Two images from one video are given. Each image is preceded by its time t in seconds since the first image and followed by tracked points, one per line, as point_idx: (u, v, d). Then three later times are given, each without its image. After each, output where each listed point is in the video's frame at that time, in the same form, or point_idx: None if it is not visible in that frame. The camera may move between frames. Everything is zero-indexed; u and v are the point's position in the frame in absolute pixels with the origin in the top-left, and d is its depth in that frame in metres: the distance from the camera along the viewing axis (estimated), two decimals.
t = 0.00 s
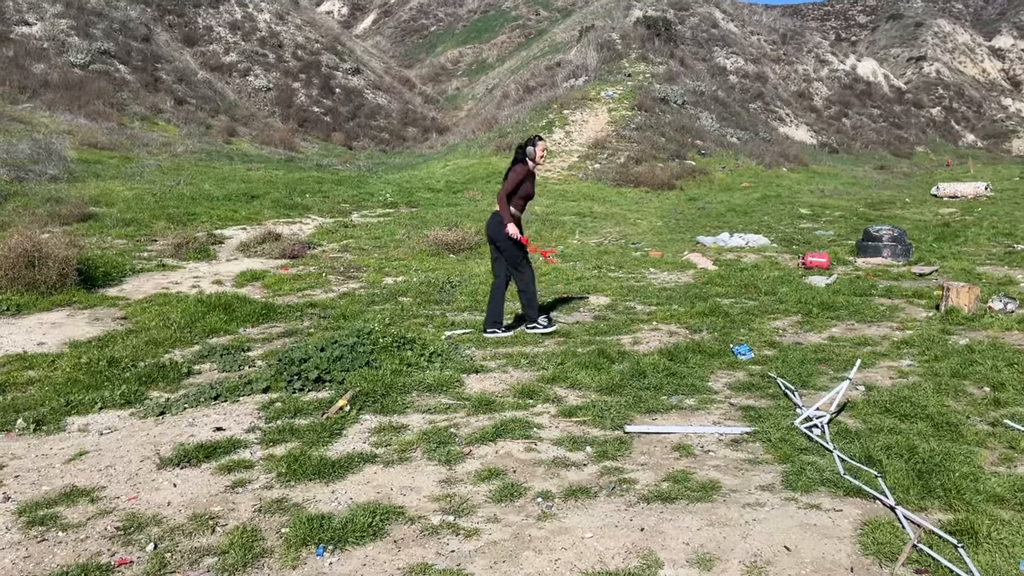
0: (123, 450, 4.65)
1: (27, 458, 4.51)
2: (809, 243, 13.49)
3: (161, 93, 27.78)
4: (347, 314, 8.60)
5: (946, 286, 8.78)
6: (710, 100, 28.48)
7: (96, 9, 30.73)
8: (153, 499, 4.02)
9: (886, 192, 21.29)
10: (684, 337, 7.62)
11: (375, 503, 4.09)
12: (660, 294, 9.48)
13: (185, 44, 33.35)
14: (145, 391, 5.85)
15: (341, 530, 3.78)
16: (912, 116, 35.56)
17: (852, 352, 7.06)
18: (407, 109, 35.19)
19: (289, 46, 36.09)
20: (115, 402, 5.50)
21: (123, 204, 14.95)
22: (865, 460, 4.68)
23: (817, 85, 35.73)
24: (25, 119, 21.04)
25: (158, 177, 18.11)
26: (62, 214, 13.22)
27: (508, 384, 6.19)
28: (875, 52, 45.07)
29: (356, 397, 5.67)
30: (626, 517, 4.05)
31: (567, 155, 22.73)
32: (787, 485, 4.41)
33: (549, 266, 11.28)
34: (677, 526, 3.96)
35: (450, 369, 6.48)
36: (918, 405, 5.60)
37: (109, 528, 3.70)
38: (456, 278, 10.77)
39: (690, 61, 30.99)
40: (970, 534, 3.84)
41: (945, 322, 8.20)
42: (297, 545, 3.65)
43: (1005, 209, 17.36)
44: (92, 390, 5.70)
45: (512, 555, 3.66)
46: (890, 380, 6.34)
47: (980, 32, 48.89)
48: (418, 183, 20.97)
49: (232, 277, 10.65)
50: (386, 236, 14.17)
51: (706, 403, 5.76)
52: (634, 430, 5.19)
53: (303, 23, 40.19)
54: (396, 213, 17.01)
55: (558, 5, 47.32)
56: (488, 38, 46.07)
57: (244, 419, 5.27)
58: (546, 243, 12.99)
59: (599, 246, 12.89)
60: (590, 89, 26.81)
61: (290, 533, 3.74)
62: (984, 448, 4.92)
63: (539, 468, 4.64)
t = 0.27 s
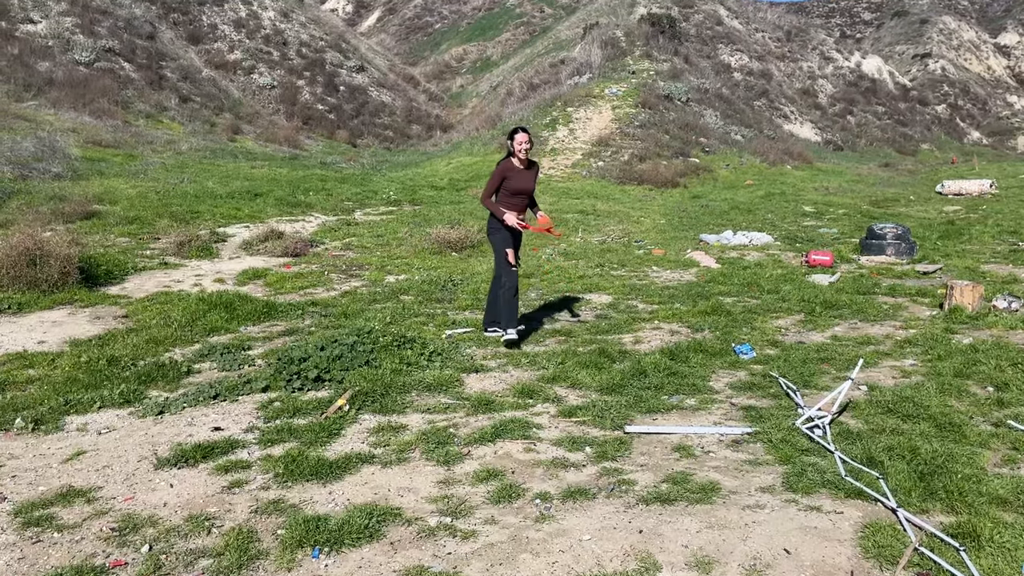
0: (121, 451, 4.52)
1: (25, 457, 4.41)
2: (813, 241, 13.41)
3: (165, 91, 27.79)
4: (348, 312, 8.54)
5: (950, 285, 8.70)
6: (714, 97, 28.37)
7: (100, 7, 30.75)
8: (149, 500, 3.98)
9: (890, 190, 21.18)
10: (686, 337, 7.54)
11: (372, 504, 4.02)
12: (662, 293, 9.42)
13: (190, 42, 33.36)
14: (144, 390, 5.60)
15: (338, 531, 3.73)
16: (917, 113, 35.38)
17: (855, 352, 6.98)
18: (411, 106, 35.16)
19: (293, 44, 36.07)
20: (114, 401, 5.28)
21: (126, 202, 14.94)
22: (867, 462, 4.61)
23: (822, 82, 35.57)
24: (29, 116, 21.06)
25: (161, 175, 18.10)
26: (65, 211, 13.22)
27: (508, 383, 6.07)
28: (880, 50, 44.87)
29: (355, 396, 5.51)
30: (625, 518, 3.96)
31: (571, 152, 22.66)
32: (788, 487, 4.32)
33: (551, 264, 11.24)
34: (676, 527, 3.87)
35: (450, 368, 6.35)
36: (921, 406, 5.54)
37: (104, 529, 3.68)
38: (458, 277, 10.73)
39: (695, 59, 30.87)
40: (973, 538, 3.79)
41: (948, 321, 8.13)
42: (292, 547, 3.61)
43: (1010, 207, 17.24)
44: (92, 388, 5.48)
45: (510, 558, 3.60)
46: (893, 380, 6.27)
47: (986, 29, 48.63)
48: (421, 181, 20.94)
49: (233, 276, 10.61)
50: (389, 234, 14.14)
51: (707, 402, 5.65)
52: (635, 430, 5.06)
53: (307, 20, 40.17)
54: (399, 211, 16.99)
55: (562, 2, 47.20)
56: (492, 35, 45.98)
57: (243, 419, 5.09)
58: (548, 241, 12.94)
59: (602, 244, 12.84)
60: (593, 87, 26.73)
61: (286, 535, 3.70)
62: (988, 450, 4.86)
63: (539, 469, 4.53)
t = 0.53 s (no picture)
0: (122, 449, 4.52)
1: (26, 455, 4.40)
2: (817, 239, 13.36)
3: (169, 88, 27.81)
4: (350, 310, 8.50)
5: (954, 283, 8.64)
6: (718, 94, 28.27)
7: (104, 4, 30.77)
8: (149, 499, 3.97)
9: (894, 187, 21.09)
10: (688, 335, 7.50)
11: (372, 504, 4.00)
12: (665, 291, 9.38)
13: (194, 39, 33.37)
14: (145, 388, 5.58)
15: (338, 531, 3.72)
16: (922, 110, 35.22)
17: (859, 350, 6.93)
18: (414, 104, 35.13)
19: (297, 42, 36.05)
20: (115, 400, 5.26)
21: (130, 200, 14.95)
22: (870, 462, 4.57)
23: (826, 79, 35.43)
24: (33, 114, 21.09)
25: (165, 173, 18.11)
26: (69, 209, 13.23)
27: (509, 382, 6.02)
28: (885, 46, 44.68)
29: (356, 394, 5.48)
30: (626, 518, 3.93)
31: (574, 150, 22.61)
32: (791, 487, 4.28)
33: (554, 262, 11.21)
34: (678, 528, 3.84)
35: (451, 366, 6.32)
36: (925, 405, 5.50)
37: (104, 529, 3.68)
38: (461, 275, 10.70)
39: (699, 56, 30.76)
40: (976, 539, 3.76)
41: (952, 319, 8.08)
42: (292, 547, 3.60)
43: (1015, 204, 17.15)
44: (93, 386, 5.48)
45: (510, 558, 3.58)
46: (896, 379, 6.23)
47: (992, 26, 48.37)
48: (424, 178, 20.92)
49: (236, 274, 10.61)
50: (392, 231, 14.13)
51: (709, 401, 5.61)
52: (637, 429, 5.01)
53: (311, 18, 40.15)
54: (402, 208, 16.98)
55: None
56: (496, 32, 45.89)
57: (244, 418, 5.07)
58: (551, 239, 12.92)
59: (605, 242, 12.80)
60: (597, 84, 26.66)
61: (286, 534, 3.69)
62: (992, 450, 4.83)
63: (540, 468, 4.48)
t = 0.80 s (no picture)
0: (123, 447, 4.50)
1: (26, 454, 4.39)
2: (819, 236, 13.32)
3: (171, 86, 27.81)
4: (352, 308, 8.49)
5: (957, 281, 8.61)
6: (721, 92, 28.20)
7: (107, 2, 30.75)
8: (150, 497, 3.96)
9: (898, 184, 21.03)
10: (691, 333, 7.47)
11: (374, 502, 3.99)
12: (667, 289, 9.35)
13: (196, 37, 33.36)
14: (147, 386, 5.56)
15: (339, 530, 3.70)
16: (925, 107, 35.10)
17: (861, 348, 6.91)
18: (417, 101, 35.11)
19: (299, 39, 36.02)
20: (116, 397, 5.24)
21: (132, 197, 14.95)
22: (873, 461, 4.54)
23: (829, 76, 35.33)
24: (36, 112, 21.11)
25: (167, 171, 18.12)
26: (71, 207, 13.23)
27: (511, 380, 6.00)
28: (888, 43, 44.53)
29: (357, 392, 5.46)
30: (628, 517, 3.91)
31: (576, 147, 22.58)
32: (794, 486, 4.25)
33: (556, 259, 11.19)
34: (680, 527, 3.82)
35: (453, 364, 6.29)
36: (928, 403, 5.48)
37: (104, 527, 3.66)
38: (463, 272, 10.69)
39: (702, 53, 30.68)
40: (980, 538, 3.74)
41: (955, 317, 8.05)
42: (293, 546, 3.58)
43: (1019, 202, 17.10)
44: (94, 384, 5.46)
45: (511, 557, 3.57)
46: (900, 377, 6.21)
47: (996, 22, 48.17)
48: (426, 176, 20.91)
49: (238, 271, 10.60)
50: (394, 229, 14.11)
51: (711, 399, 5.58)
52: (638, 427, 4.98)
53: (313, 15, 40.11)
54: (404, 206, 16.96)
55: None
56: (498, 29, 45.82)
57: (245, 416, 5.05)
58: (553, 237, 12.90)
59: (608, 239, 12.78)
60: (599, 81, 26.61)
61: (287, 533, 3.68)
62: (995, 448, 4.80)
63: (541, 467, 4.45)
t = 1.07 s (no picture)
0: (123, 444, 4.49)
1: (26, 451, 4.38)
2: (822, 233, 13.28)
3: (173, 83, 27.81)
4: (353, 306, 8.47)
5: (961, 278, 8.56)
6: (724, 89, 28.12)
7: None
8: (150, 495, 3.95)
9: (901, 181, 20.96)
10: (693, 331, 7.44)
11: (374, 500, 3.97)
12: (669, 286, 9.32)
13: (198, 34, 33.36)
14: (147, 383, 5.55)
15: (338, 528, 3.69)
16: (928, 104, 35.00)
17: (863, 346, 6.87)
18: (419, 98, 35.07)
19: (302, 36, 35.98)
20: (116, 395, 5.23)
21: (134, 195, 14.95)
22: (876, 459, 4.51)
23: (832, 73, 35.23)
24: (38, 109, 21.11)
25: (169, 168, 18.11)
26: (73, 204, 13.23)
27: (512, 378, 5.96)
28: (891, 40, 44.39)
29: (358, 390, 5.44)
30: (628, 515, 3.89)
31: (579, 144, 22.54)
32: (796, 484, 4.22)
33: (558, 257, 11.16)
34: (681, 526, 3.80)
35: (454, 362, 6.27)
36: (931, 401, 5.45)
37: (103, 525, 3.66)
38: (465, 270, 10.67)
39: (704, 50, 30.60)
40: (983, 537, 3.71)
41: (958, 314, 8.02)
42: (292, 544, 3.57)
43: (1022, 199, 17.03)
44: (94, 382, 5.45)
45: (511, 556, 3.55)
46: (902, 375, 6.18)
47: (999, 19, 48.00)
48: (429, 173, 20.89)
49: (240, 269, 10.59)
50: (396, 226, 14.10)
51: (713, 397, 5.55)
52: (640, 425, 4.95)
53: (315, 12, 40.09)
54: (406, 203, 16.94)
55: None
56: (501, 26, 45.75)
57: (245, 413, 5.04)
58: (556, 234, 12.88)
59: (609, 237, 12.74)
60: (602, 78, 26.56)
61: (287, 531, 3.67)
62: (998, 446, 4.77)
63: (542, 465, 4.42)
